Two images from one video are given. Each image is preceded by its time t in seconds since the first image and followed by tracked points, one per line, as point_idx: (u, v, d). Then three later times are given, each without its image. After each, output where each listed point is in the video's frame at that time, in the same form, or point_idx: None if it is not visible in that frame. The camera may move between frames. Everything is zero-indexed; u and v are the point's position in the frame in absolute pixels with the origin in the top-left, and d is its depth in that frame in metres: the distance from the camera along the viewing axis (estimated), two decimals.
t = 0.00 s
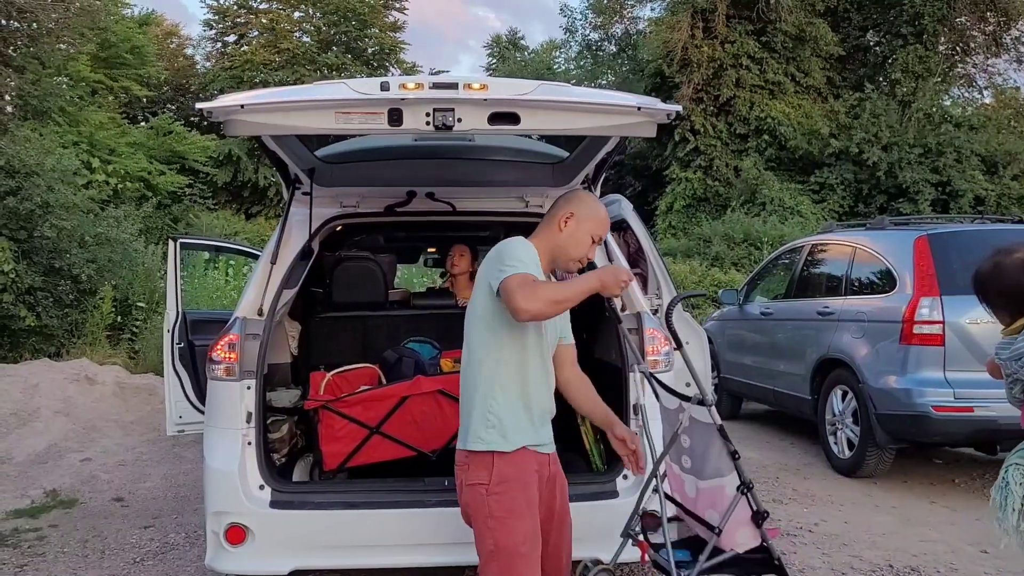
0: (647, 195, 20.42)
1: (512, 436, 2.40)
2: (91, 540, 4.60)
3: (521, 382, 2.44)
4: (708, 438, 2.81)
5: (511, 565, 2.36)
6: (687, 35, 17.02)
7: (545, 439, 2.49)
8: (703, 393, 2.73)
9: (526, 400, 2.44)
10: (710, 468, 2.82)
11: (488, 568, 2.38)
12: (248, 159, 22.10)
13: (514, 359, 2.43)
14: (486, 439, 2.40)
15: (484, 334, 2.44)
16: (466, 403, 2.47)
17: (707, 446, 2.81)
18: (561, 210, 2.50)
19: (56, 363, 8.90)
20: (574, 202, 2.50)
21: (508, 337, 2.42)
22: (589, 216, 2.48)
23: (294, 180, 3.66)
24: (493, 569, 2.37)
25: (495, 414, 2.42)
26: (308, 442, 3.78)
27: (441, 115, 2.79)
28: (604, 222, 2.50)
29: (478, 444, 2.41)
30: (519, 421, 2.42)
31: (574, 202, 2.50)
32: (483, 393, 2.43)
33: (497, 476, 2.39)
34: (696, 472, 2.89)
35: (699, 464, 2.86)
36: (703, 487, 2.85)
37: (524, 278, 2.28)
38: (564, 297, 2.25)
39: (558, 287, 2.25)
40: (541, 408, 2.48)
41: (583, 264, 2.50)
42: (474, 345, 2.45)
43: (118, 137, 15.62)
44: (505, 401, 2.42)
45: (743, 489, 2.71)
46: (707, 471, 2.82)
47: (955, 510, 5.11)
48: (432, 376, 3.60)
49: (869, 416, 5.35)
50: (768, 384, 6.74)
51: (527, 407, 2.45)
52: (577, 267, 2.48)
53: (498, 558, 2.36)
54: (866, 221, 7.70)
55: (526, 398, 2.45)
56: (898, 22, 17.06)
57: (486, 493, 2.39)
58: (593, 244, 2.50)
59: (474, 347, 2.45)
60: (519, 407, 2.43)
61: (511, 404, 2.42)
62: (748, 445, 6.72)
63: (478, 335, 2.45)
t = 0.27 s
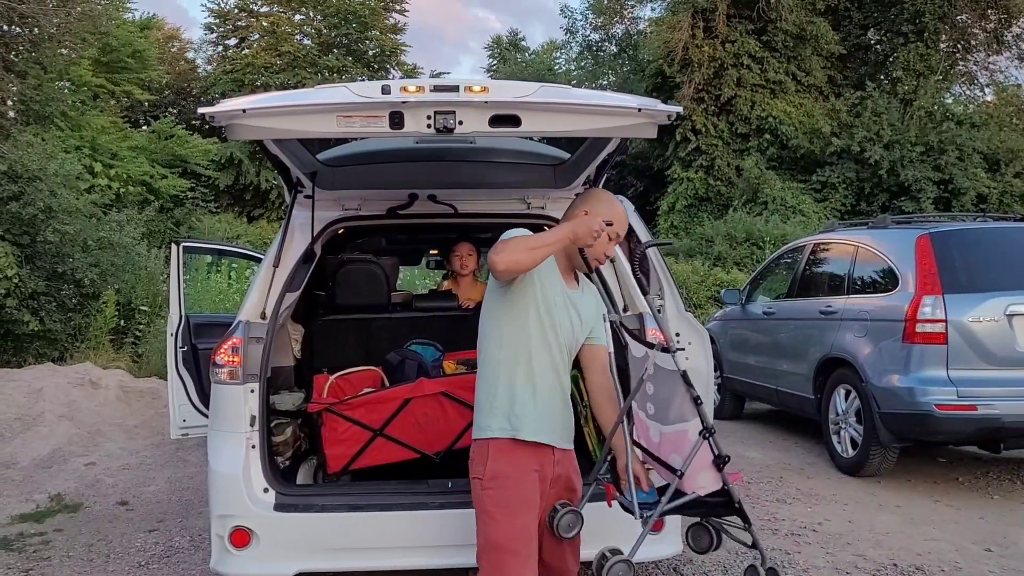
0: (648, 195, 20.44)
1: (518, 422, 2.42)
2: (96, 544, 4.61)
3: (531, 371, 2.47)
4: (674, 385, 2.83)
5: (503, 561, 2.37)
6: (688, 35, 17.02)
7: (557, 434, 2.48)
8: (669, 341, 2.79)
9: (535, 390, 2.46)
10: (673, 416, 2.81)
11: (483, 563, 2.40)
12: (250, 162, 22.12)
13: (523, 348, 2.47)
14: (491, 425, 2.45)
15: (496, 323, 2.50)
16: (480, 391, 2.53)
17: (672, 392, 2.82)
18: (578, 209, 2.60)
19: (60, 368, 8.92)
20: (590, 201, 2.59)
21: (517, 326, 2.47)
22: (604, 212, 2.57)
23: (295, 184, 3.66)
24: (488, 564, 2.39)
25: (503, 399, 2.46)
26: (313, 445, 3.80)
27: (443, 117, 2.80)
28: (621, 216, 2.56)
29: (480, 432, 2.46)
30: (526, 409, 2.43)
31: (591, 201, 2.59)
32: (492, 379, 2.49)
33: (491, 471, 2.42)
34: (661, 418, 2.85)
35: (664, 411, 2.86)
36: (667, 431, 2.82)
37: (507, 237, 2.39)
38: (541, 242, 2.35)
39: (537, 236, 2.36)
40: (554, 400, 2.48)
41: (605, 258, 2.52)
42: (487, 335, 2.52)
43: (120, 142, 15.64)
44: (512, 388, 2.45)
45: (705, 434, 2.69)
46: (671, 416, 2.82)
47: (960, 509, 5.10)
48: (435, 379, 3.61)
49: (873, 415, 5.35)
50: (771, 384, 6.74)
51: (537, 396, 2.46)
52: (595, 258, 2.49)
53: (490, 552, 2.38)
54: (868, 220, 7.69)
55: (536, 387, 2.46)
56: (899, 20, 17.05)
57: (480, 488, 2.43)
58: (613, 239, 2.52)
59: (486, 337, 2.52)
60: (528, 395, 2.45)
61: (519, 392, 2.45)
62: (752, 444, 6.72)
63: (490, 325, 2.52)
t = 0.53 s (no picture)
0: (652, 195, 20.43)
1: (523, 422, 2.43)
2: (102, 546, 4.62)
3: (538, 372, 2.47)
4: (673, 386, 2.80)
5: (506, 559, 2.38)
6: (690, 34, 17.01)
7: (565, 435, 2.48)
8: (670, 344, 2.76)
9: (542, 391, 2.46)
10: (673, 417, 2.76)
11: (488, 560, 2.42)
12: (254, 165, 22.15)
13: (529, 349, 2.47)
14: (497, 423, 2.46)
15: (503, 323, 2.51)
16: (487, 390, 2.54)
17: (671, 393, 2.78)
18: (580, 208, 2.59)
19: (65, 371, 8.95)
20: (590, 197, 2.58)
21: (525, 326, 2.48)
22: (607, 206, 2.55)
23: (299, 186, 3.62)
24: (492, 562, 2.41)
25: (509, 399, 2.47)
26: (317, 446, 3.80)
27: (445, 120, 2.81)
28: (624, 209, 2.54)
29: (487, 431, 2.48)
30: (531, 410, 2.43)
31: (591, 198, 2.58)
32: (499, 377, 2.50)
33: (495, 471, 2.44)
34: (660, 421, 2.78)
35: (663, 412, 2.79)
36: (666, 434, 2.75)
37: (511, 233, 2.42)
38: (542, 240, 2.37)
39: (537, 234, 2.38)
40: (561, 402, 2.48)
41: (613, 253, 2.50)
42: (495, 335, 2.53)
43: (123, 145, 15.68)
44: (519, 389, 2.46)
45: (704, 438, 2.69)
46: (672, 418, 2.76)
47: (966, 507, 5.09)
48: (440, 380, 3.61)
49: (878, 414, 5.34)
50: (775, 383, 6.73)
51: (542, 398, 2.45)
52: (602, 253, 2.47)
53: (493, 551, 2.40)
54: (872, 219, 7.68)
55: (543, 387, 2.46)
56: (902, 18, 17.03)
57: (486, 488, 2.45)
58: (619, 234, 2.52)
59: (494, 337, 2.53)
60: (534, 396, 2.45)
61: (526, 392, 2.45)
62: (757, 444, 6.72)
63: (497, 326, 2.53)
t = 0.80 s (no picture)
0: (657, 196, 20.43)
1: (534, 421, 2.43)
2: (109, 548, 4.63)
3: (549, 371, 2.47)
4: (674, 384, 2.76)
5: (514, 559, 2.38)
6: (695, 35, 16.99)
7: (576, 435, 2.48)
8: (671, 342, 2.65)
9: (553, 390, 2.45)
10: (676, 416, 2.74)
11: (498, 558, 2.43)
12: (259, 167, 22.19)
13: (539, 348, 2.47)
14: (508, 423, 2.46)
15: (513, 322, 2.51)
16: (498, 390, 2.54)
17: (673, 391, 2.75)
18: (586, 208, 2.59)
19: (72, 373, 8.97)
20: (597, 195, 2.58)
21: (535, 325, 2.48)
22: (615, 206, 2.54)
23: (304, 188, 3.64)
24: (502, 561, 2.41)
25: (520, 399, 2.47)
26: (323, 447, 3.80)
27: (450, 121, 2.81)
28: (631, 208, 2.55)
29: (498, 430, 2.49)
30: (542, 409, 2.43)
31: (596, 197, 2.58)
32: (509, 377, 2.50)
33: (506, 471, 2.44)
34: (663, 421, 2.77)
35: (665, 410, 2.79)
36: (668, 433, 2.75)
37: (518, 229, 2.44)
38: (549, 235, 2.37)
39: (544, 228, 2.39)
40: (572, 401, 2.48)
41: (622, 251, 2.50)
42: (505, 336, 2.53)
43: (129, 148, 15.72)
44: (530, 388, 2.46)
45: (706, 438, 2.67)
46: (673, 417, 2.75)
47: (973, 508, 5.07)
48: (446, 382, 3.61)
49: (884, 414, 5.33)
50: (781, 384, 6.71)
51: (553, 396, 2.45)
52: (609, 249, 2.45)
53: (502, 551, 2.40)
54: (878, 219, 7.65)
55: (554, 387, 2.46)
56: (907, 17, 16.98)
57: (498, 487, 2.46)
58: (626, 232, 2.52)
59: (504, 336, 2.54)
60: (545, 396, 2.44)
61: (536, 389, 2.45)
62: (763, 445, 6.70)
63: (507, 326, 2.53)
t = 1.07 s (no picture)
0: (662, 198, 20.42)
1: (544, 423, 2.43)
2: (115, 550, 4.64)
3: (559, 373, 2.46)
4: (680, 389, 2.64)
5: (524, 561, 2.37)
6: (700, 36, 16.97)
7: (588, 436, 2.47)
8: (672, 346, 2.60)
9: (563, 391, 2.45)
10: (683, 422, 2.63)
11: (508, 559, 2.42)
12: (265, 169, 22.24)
13: (549, 350, 2.47)
14: (519, 426, 2.46)
15: (522, 324, 2.51)
16: (509, 393, 2.54)
17: (679, 396, 2.63)
18: (592, 207, 2.58)
19: (78, 375, 9.01)
20: (603, 194, 2.57)
21: (544, 327, 2.48)
22: (620, 204, 2.53)
23: (310, 191, 3.67)
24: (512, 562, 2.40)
25: (531, 401, 2.47)
26: (329, 449, 3.79)
27: (456, 123, 2.81)
28: (638, 206, 2.54)
29: (509, 433, 2.49)
30: (553, 411, 2.43)
31: (602, 196, 2.57)
32: (520, 379, 2.50)
33: (518, 473, 2.44)
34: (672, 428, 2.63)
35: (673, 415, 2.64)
36: (675, 439, 2.62)
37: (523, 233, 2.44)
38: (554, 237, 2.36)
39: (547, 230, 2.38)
40: (583, 402, 2.48)
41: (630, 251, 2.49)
42: (514, 338, 2.53)
43: (135, 150, 15.77)
44: (540, 390, 2.45)
45: (713, 445, 2.57)
46: (680, 421, 2.63)
47: (981, 510, 5.05)
48: (451, 383, 3.61)
49: (891, 415, 5.31)
50: (788, 385, 6.69)
51: (564, 397, 2.45)
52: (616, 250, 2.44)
53: (513, 553, 2.39)
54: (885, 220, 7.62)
55: (565, 389, 2.46)
56: (913, 18, 16.95)
57: (509, 489, 2.45)
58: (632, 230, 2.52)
59: (513, 338, 2.54)
60: (556, 398, 2.44)
61: (547, 390, 2.45)
62: (770, 446, 6.68)
63: (517, 328, 2.53)
